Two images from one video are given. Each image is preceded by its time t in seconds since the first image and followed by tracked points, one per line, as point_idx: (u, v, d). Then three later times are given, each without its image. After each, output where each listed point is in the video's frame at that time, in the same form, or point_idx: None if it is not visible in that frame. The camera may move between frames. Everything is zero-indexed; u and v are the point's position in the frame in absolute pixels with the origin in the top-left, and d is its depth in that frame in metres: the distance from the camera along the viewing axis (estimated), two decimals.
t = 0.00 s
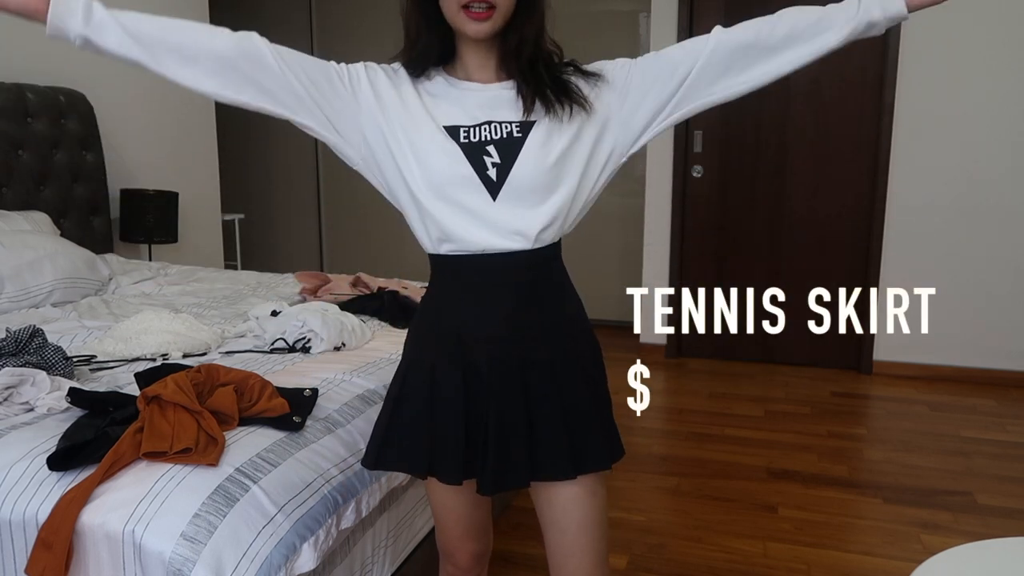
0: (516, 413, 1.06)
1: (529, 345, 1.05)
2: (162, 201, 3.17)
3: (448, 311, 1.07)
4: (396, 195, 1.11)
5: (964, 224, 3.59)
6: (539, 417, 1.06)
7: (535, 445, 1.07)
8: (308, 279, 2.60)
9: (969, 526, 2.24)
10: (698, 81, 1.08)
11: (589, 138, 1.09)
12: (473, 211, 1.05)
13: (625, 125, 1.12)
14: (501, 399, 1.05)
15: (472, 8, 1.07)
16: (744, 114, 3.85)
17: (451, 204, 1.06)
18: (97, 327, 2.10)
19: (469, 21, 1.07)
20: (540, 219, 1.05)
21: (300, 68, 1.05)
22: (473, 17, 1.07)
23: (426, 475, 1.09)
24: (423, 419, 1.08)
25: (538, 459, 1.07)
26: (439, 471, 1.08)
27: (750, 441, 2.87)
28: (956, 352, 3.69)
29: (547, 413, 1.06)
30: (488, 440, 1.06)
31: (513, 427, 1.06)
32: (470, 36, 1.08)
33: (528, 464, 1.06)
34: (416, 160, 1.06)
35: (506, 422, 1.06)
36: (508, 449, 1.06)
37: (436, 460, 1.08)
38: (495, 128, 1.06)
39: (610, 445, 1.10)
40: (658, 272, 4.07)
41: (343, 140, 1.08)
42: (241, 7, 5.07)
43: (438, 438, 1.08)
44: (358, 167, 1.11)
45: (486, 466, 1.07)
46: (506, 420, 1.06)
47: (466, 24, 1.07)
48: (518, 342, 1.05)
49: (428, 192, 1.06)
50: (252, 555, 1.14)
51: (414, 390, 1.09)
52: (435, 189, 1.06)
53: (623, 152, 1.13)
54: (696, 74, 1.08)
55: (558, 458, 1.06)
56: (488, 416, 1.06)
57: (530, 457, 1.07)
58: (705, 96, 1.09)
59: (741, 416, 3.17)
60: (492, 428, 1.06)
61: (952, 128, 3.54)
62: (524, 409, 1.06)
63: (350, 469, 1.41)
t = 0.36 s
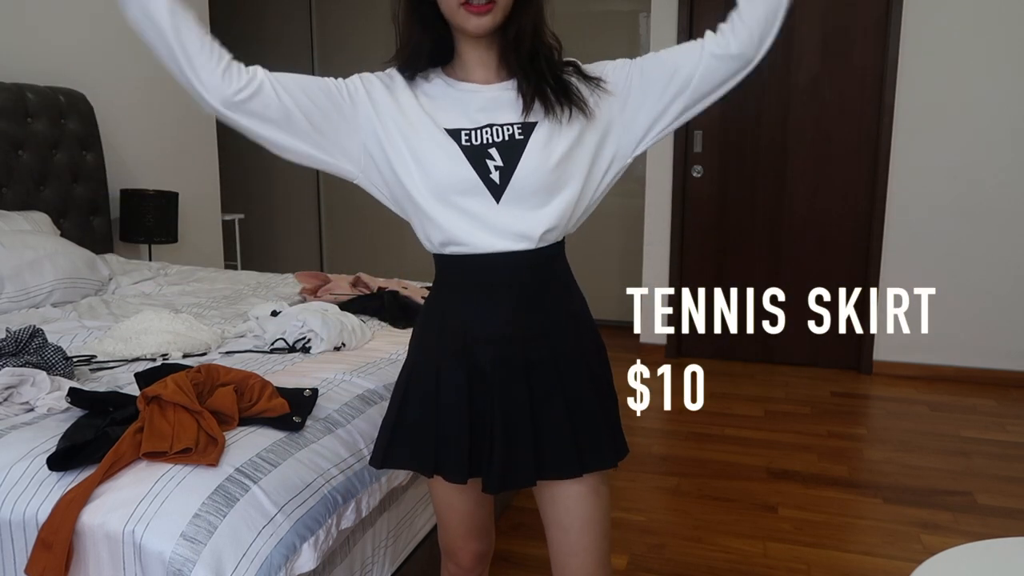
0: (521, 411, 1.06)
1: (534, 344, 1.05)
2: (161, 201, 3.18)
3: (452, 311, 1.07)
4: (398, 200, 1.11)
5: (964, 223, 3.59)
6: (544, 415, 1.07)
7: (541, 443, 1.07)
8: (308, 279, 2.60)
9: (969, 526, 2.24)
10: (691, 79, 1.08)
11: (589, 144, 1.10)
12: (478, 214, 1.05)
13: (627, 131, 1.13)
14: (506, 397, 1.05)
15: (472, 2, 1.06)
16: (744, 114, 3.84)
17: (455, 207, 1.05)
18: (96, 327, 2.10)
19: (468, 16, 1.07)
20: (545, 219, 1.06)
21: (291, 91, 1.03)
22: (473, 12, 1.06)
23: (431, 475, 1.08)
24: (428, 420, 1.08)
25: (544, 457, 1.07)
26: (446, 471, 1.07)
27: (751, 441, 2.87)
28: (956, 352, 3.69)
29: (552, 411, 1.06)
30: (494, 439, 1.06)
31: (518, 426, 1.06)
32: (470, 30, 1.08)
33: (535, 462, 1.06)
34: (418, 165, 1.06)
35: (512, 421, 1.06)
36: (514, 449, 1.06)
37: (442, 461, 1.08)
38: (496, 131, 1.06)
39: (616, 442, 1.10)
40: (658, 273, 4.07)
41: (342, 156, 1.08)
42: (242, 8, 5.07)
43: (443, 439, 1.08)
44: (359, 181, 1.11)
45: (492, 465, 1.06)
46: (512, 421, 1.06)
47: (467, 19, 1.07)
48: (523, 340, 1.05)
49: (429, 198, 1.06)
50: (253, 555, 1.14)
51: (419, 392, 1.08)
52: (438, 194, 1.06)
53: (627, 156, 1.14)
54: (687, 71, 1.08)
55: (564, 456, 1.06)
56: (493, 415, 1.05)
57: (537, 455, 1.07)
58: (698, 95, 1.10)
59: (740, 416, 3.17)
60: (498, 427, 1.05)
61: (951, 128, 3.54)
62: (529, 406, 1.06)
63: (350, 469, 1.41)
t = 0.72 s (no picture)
0: (523, 409, 1.05)
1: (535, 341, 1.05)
2: (161, 201, 3.18)
3: (453, 310, 1.07)
4: (404, 197, 1.11)
5: (964, 223, 3.59)
6: (545, 413, 1.06)
7: (541, 442, 1.07)
8: (308, 279, 2.61)
9: (969, 526, 2.24)
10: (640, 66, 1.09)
11: (571, 137, 1.11)
12: (478, 211, 1.05)
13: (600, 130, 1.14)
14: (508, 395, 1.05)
15: (478, 13, 1.06)
16: (744, 113, 3.84)
17: (460, 209, 1.06)
18: (97, 327, 2.10)
19: (473, 26, 1.07)
20: (545, 215, 1.06)
21: (346, 71, 1.04)
22: (478, 22, 1.07)
23: (433, 474, 1.08)
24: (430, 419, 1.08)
25: (546, 455, 1.07)
26: (448, 470, 1.07)
27: (750, 441, 2.87)
28: (957, 352, 3.69)
29: (553, 409, 1.06)
30: (496, 437, 1.06)
31: (520, 424, 1.06)
32: (474, 40, 1.08)
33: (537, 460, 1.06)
34: (422, 163, 1.07)
35: (514, 419, 1.05)
36: (516, 447, 1.06)
37: (444, 460, 1.08)
38: (495, 128, 1.07)
39: (616, 440, 1.10)
40: (658, 273, 4.07)
41: (368, 144, 1.08)
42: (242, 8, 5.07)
43: (444, 439, 1.07)
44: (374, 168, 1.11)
45: (494, 463, 1.06)
46: (513, 419, 1.06)
47: (471, 28, 1.07)
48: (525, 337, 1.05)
49: (436, 200, 1.06)
50: (252, 555, 1.14)
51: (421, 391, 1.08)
52: (446, 197, 1.06)
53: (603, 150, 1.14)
54: (635, 58, 1.09)
55: (565, 454, 1.06)
56: (495, 414, 1.05)
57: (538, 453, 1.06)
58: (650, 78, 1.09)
59: (741, 416, 3.17)
60: (499, 425, 1.05)
61: (951, 128, 3.54)
62: (530, 404, 1.06)
63: (350, 469, 1.41)
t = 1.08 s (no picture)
0: (523, 410, 1.05)
1: (535, 341, 1.05)
2: (161, 202, 3.18)
3: (454, 310, 1.07)
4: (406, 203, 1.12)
5: (964, 224, 3.60)
6: (545, 415, 1.07)
7: (541, 442, 1.07)
8: (308, 279, 2.61)
9: (968, 526, 2.24)
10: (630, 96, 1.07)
11: (570, 141, 1.11)
12: (478, 212, 1.06)
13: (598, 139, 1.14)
14: (507, 396, 1.05)
15: (478, 11, 1.07)
16: (744, 113, 3.84)
17: (458, 211, 1.06)
18: (96, 327, 2.10)
19: (472, 24, 1.07)
20: (545, 219, 1.06)
21: (347, 91, 1.06)
22: (477, 20, 1.07)
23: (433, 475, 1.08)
24: (430, 420, 1.08)
25: (545, 456, 1.06)
26: (448, 470, 1.07)
27: (750, 441, 2.88)
28: (956, 352, 3.69)
29: (553, 410, 1.06)
30: (496, 438, 1.06)
31: (520, 425, 1.06)
32: (474, 39, 1.08)
33: (536, 461, 1.06)
34: (424, 168, 1.07)
35: (513, 420, 1.06)
36: (516, 448, 1.06)
37: (444, 461, 1.07)
38: (496, 130, 1.08)
39: (615, 440, 1.10)
40: (658, 273, 4.08)
41: (372, 158, 1.10)
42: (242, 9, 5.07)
43: (444, 439, 1.07)
44: (376, 178, 1.12)
45: (494, 464, 1.06)
46: (513, 420, 1.06)
47: (470, 26, 1.07)
48: (525, 337, 1.05)
49: (436, 204, 1.07)
50: (253, 555, 1.14)
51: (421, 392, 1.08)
52: (446, 201, 1.07)
53: (598, 167, 1.14)
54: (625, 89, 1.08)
55: (565, 455, 1.06)
56: (494, 414, 1.05)
57: (538, 453, 1.06)
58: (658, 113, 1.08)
59: (741, 416, 3.17)
60: (500, 426, 1.05)
61: (951, 129, 3.54)
62: (530, 404, 1.06)
63: (350, 468, 1.41)
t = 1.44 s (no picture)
0: (521, 410, 1.05)
1: (535, 341, 1.05)
2: (161, 202, 3.18)
3: (454, 309, 1.07)
4: (406, 205, 1.12)
5: (964, 224, 3.60)
6: (544, 415, 1.07)
7: (541, 442, 1.07)
8: (308, 279, 2.61)
9: (968, 526, 2.24)
10: (625, 94, 1.08)
11: (570, 141, 1.10)
12: (478, 214, 1.06)
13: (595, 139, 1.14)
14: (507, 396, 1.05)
15: (478, 9, 1.07)
16: (744, 113, 3.84)
17: (458, 210, 1.06)
18: (96, 327, 2.10)
19: (473, 21, 1.07)
20: (545, 221, 1.06)
21: (350, 92, 1.06)
22: (478, 17, 1.07)
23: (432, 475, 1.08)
24: (429, 419, 1.07)
25: (544, 455, 1.07)
26: (447, 469, 1.07)
27: (750, 442, 2.87)
28: (956, 353, 3.69)
29: (552, 410, 1.07)
30: (494, 438, 1.06)
31: (518, 424, 1.06)
32: (474, 36, 1.08)
33: (535, 461, 1.06)
34: (423, 169, 1.08)
35: (513, 419, 1.06)
36: (515, 447, 1.06)
37: (443, 460, 1.07)
38: (497, 131, 1.08)
39: (614, 439, 1.10)
40: (658, 274, 4.08)
41: (371, 158, 1.10)
42: (242, 8, 5.06)
43: (443, 439, 1.07)
44: (376, 178, 1.12)
45: (492, 464, 1.06)
46: (512, 419, 1.06)
47: (471, 24, 1.07)
48: (524, 337, 1.05)
49: (435, 204, 1.07)
50: (252, 554, 1.14)
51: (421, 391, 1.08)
52: (445, 201, 1.07)
53: (598, 164, 1.14)
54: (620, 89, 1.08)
55: (564, 455, 1.06)
56: (493, 414, 1.05)
57: (537, 453, 1.06)
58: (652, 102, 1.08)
59: (740, 416, 3.17)
60: (499, 425, 1.05)
61: (951, 129, 3.54)
62: (529, 404, 1.06)
63: (350, 468, 1.41)
